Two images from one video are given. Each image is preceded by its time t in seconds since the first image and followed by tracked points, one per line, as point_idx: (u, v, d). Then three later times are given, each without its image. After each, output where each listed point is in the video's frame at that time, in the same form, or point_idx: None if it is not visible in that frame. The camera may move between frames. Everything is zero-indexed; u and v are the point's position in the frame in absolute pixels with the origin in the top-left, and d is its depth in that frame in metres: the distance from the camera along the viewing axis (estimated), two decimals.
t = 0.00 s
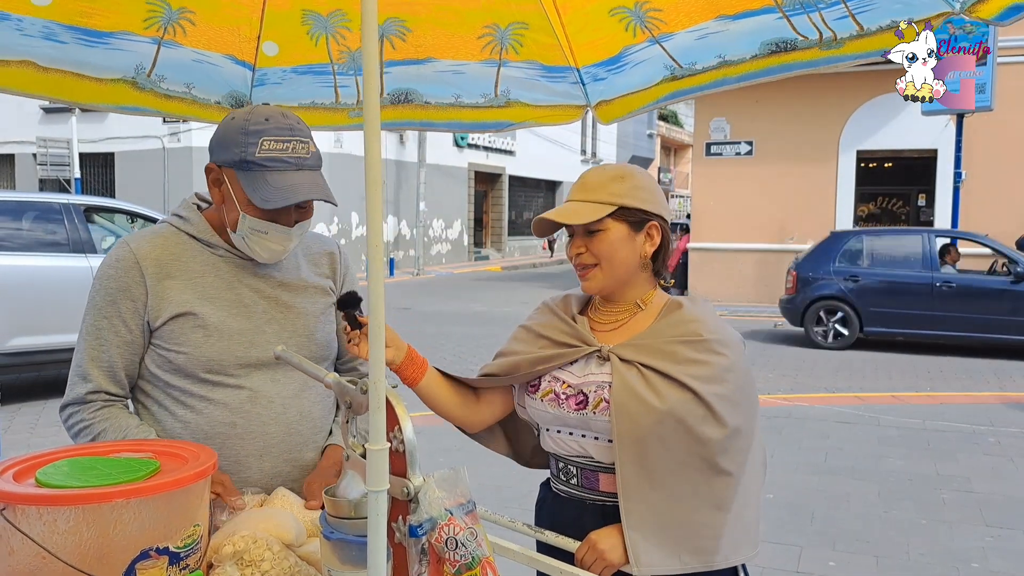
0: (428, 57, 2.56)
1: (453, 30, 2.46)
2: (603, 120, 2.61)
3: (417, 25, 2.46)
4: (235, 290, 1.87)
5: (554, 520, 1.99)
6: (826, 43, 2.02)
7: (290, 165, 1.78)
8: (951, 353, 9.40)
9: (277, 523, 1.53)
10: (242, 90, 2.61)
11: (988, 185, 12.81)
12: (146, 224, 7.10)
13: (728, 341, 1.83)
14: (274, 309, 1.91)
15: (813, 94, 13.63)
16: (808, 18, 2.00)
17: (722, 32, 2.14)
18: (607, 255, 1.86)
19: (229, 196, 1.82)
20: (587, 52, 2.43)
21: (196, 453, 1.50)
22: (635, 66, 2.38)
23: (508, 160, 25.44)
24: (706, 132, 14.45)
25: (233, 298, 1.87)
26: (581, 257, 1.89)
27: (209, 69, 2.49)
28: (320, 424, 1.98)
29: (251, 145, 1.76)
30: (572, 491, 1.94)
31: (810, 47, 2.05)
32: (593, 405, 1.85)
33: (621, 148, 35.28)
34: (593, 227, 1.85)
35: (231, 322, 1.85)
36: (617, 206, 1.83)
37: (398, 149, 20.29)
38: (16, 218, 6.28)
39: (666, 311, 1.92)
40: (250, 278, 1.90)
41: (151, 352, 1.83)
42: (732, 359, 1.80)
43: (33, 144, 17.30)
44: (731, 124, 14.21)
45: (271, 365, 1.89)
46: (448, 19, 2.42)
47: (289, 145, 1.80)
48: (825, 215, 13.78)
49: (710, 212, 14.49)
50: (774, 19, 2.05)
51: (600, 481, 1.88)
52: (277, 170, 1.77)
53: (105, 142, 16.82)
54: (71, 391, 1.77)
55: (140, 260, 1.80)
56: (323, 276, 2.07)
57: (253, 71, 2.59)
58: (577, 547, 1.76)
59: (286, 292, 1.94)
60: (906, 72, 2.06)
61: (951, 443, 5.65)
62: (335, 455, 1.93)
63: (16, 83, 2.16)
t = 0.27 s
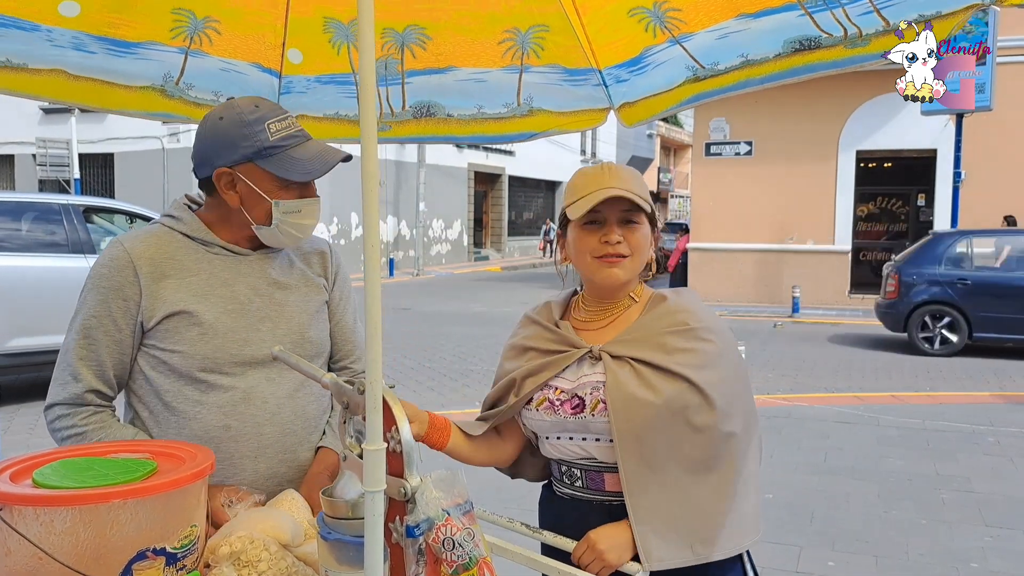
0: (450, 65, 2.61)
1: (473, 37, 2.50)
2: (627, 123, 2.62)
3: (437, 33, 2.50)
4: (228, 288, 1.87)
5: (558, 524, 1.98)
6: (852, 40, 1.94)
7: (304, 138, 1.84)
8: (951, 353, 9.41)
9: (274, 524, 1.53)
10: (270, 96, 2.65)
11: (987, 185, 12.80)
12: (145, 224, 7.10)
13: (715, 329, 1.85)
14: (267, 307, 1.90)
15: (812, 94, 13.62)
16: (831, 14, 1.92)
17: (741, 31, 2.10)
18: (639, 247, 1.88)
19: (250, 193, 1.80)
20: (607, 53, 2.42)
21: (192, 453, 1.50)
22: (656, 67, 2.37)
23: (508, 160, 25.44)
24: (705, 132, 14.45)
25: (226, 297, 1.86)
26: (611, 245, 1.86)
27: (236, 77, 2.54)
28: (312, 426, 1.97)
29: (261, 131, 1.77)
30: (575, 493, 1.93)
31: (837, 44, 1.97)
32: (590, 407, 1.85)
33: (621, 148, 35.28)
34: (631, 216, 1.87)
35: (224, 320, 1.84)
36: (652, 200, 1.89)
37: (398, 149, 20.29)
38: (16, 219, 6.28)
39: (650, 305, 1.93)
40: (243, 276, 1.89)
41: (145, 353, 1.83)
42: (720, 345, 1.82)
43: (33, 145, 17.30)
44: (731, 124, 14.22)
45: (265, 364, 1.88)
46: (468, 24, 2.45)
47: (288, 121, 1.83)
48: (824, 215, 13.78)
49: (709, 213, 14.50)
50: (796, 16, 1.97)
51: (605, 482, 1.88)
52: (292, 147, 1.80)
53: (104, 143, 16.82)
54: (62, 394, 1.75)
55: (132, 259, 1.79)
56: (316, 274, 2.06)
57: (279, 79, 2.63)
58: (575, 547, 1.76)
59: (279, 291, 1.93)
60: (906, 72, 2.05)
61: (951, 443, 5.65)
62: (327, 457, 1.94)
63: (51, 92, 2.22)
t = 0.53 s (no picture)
0: (469, 59, 2.55)
1: (491, 31, 2.44)
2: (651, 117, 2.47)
3: (456, 27, 2.46)
4: (229, 291, 1.85)
5: (560, 524, 1.96)
6: (876, 32, 1.87)
7: (298, 132, 1.83)
8: (950, 352, 9.41)
9: (276, 524, 1.53)
10: (292, 96, 2.64)
11: (987, 185, 12.80)
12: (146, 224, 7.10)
13: (717, 329, 1.88)
14: (267, 309, 1.89)
15: (812, 93, 13.62)
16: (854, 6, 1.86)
17: (762, 24, 2.03)
18: (605, 250, 1.86)
19: (249, 188, 1.80)
20: (627, 47, 2.36)
21: (193, 453, 1.50)
22: (677, 61, 2.28)
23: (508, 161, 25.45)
24: (705, 132, 14.45)
25: (226, 300, 1.85)
26: (577, 247, 1.88)
27: (259, 77, 2.52)
28: (314, 428, 1.97)
29: (255, 126, 1.77)
30: (579, 494, 1.92)
31: (860, 37, 1.90)
32: (598, 407, 1.85)
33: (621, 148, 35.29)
34: (601, 219, 1.85)
35: (225, 324, 1.83)
36: (629, 205, 1.85)
37: (398, 149, 20.30)
38: (17, 220, 6.29)
39: (653, 304, 1.94)
40: (242, 277, 1.88)
41: (146, 359, 1.81)
42: (724, 345, 1.85)
43: (33, 145, 17.30)
44: (731, 124, 14.22)
45: (266, 367, 1.88)
46: (485, 19, 2.41)
47: (283, 116, 1.82)
48: (825, 215, 13.78)
49: (709, 212, 14.50)
50: (817, 9, 1.92)
51: (611, 482, 1.87)
52: (288, 141, 1.79)
53: (104, 143, 16.82)
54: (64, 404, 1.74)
55: (131, 266, 1.77)
56: (313, 273, 2.06)
57: (301, 77, 2.61)
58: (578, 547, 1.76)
59: (278, 292, 1.93)
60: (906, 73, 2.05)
61: (951, 442, 5.65)
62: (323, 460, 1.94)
63: (78, 95, 2.23)
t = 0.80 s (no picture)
0: (481, 54, 2.54)
1: (503, 26, 2.44)
2: (664, 112, 2.45)
3: (467, 22, 2.45)
4: (228, 293, 1.85)
5: (558, 520, 1.98)
6: (890, 27, 1.86)
7: (296, 132, 1.84)
8: (951, 351, 9.42)
9: (280, 522, 1.54)
10: (305, 93, 2.64)
11: (988, 184, 12.80)
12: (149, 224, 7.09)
13: (714, 333, 1.86)
14: (267, 311, 1.88)
15: (813, 93, 13.62)
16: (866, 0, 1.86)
17: (775, 18, 2.03)
18: (585, 246, 1.88)
19: (248, 191, 1.80)
20: (640, 41, 2.35)
21: (198, 452, 1.50)
22: (690, 55, 2.29)
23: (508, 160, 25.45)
24: (705, 131, 14.45)
25: (226, 302, 1.84)
26: (563, 240, 1.93)
27: (271, 74, 2.53)
28: (316, 427, 1.97)
29: (254, 128, 1.77)
30: (574, 491, 1.94)
31: (874, 33, 1.89)
32: (588, 406, 1.85)
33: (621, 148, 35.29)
34: (585, 214, 1.88)
35: (225, 326, 1.82)
36: (611, 203, 1.85)
37: (398, 149, 20.31)
38: (19, 220, 6.28)
39: (651, 305, 1.93)
40: (242, 279, 1.88)
41: (146, 363, 1.81)
42: (721, 350, 1.84)
43: (34, 145, 17.30)
44: (731, 123, 14.21)
45: (267, 367, 1.87)
46: (497, 15, 2.39)
47: (281, 117, 1.83)
48: (825, 214, 13.78)
49: (710, 212, 14.50)
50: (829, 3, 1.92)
51: (602, 480, 1.89)
52: (287, 142, 1.80)
53: (105, 143, 16.83)
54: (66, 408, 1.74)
55: (129, 271, 1.76)
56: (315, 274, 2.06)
57: (314, 74, 2.61)
58: (580, 546, 1.76)
59: (278, 293, 1.92)
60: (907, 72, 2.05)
61: (952, 441, 5.65)
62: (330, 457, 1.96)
63: (91, 92, 2.26)
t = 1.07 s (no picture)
0: (484, 53, 2.54)
1: (506, 24, 2.44)
2: (670, 112, 2.45)
3: (471, 20, 2.45)
4: (234, 293, 1.85)
5: (557, 517, 1.99)
6: (895, 27, 1.87)
7: (305, 132, 1.84)
8: (952, 349, 9.42)
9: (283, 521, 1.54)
10: (309, 91, 2.64)
11: (989, 182, 12.80)
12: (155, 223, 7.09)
13: (717, 334, 1.86)
14: (273, 310, 1.89)
15: (813, 91, 13.62)
16: None
17: (780, 17, 2.03)
18: (588, 244, 1.88)
19: (256, 190, 1.81)
20: (643, 40, 2.36)
21: (203, 451, 1.50)
22: (693, 54, 2.30)
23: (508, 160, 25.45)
24: (706, 130, 14.45)
25: (231, 301, 1.84)
26: (566, 240, 1.93)
27: (276, 72, 2.54)
28: (322, 427, 1.97)
29: (263, 127, 1.78)
30: (573, 488, 1.95)
31: (880, 34, 1.90)
32: (586, 404, 1.86)
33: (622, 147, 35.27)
34: (587, 213, 1.88)
35: (230, 325, 1.83)
36: (612, 200, 1.86)
37: (399, 149, 20.32)
38: (24, 220, 6.28)
39: (655, 306, 1.93)
40: (248, 278, 1.88)
41: (151, 362, 1.81)
42: (724, 352, 1.84)
43: (34, 145, 17.31)
44: (732, 122, 14.20)
45: (272, 366, 1.87)
46: (501, 13, 2.40)
47: (291, 117, 1.84)
48: (826, 213, 13.78)
49: (711, 211, 14.51)
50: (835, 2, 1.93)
51: (600, 478, 1.89)
52: (296, 141, 1.81)
53: (106, 143, 16.84)
54: (70, 408, 1.74)
55: (135, 270, 1.77)
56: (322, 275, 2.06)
57: (318, 72, 2.61)
58: (584, 545, 1.76)
59: (285, 292, 1.92)
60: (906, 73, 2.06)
61: (953, 440, 5.66)
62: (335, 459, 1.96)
63: (96, 90, 2.27)
